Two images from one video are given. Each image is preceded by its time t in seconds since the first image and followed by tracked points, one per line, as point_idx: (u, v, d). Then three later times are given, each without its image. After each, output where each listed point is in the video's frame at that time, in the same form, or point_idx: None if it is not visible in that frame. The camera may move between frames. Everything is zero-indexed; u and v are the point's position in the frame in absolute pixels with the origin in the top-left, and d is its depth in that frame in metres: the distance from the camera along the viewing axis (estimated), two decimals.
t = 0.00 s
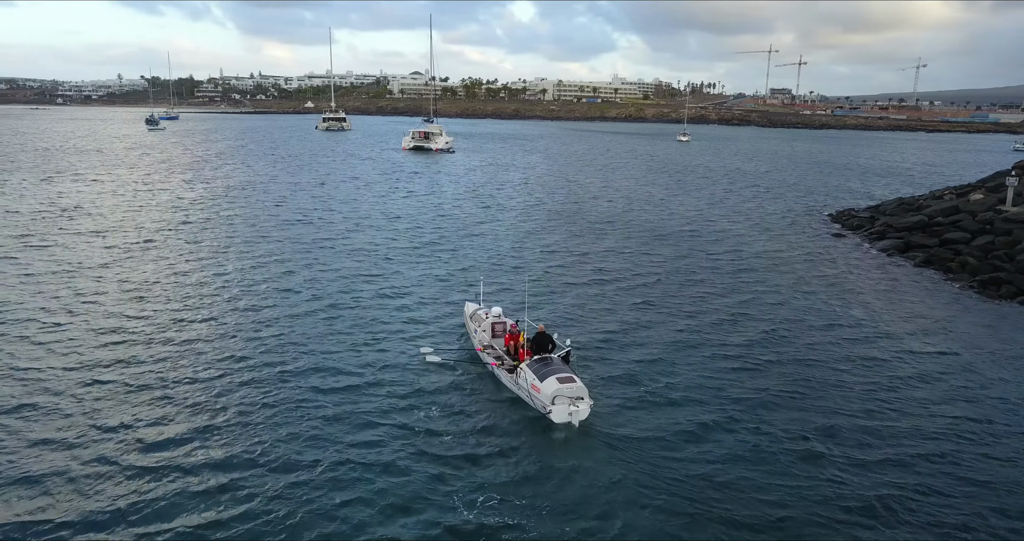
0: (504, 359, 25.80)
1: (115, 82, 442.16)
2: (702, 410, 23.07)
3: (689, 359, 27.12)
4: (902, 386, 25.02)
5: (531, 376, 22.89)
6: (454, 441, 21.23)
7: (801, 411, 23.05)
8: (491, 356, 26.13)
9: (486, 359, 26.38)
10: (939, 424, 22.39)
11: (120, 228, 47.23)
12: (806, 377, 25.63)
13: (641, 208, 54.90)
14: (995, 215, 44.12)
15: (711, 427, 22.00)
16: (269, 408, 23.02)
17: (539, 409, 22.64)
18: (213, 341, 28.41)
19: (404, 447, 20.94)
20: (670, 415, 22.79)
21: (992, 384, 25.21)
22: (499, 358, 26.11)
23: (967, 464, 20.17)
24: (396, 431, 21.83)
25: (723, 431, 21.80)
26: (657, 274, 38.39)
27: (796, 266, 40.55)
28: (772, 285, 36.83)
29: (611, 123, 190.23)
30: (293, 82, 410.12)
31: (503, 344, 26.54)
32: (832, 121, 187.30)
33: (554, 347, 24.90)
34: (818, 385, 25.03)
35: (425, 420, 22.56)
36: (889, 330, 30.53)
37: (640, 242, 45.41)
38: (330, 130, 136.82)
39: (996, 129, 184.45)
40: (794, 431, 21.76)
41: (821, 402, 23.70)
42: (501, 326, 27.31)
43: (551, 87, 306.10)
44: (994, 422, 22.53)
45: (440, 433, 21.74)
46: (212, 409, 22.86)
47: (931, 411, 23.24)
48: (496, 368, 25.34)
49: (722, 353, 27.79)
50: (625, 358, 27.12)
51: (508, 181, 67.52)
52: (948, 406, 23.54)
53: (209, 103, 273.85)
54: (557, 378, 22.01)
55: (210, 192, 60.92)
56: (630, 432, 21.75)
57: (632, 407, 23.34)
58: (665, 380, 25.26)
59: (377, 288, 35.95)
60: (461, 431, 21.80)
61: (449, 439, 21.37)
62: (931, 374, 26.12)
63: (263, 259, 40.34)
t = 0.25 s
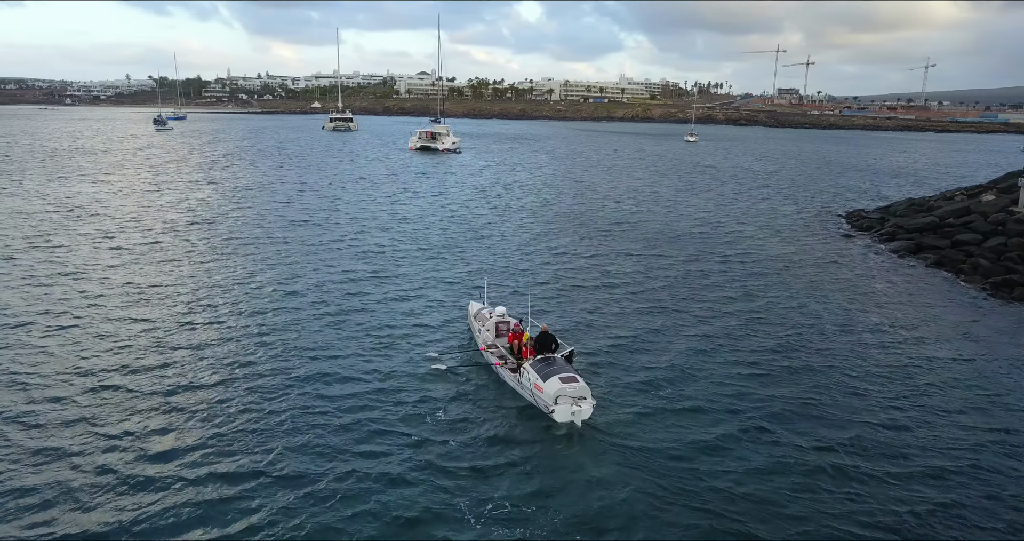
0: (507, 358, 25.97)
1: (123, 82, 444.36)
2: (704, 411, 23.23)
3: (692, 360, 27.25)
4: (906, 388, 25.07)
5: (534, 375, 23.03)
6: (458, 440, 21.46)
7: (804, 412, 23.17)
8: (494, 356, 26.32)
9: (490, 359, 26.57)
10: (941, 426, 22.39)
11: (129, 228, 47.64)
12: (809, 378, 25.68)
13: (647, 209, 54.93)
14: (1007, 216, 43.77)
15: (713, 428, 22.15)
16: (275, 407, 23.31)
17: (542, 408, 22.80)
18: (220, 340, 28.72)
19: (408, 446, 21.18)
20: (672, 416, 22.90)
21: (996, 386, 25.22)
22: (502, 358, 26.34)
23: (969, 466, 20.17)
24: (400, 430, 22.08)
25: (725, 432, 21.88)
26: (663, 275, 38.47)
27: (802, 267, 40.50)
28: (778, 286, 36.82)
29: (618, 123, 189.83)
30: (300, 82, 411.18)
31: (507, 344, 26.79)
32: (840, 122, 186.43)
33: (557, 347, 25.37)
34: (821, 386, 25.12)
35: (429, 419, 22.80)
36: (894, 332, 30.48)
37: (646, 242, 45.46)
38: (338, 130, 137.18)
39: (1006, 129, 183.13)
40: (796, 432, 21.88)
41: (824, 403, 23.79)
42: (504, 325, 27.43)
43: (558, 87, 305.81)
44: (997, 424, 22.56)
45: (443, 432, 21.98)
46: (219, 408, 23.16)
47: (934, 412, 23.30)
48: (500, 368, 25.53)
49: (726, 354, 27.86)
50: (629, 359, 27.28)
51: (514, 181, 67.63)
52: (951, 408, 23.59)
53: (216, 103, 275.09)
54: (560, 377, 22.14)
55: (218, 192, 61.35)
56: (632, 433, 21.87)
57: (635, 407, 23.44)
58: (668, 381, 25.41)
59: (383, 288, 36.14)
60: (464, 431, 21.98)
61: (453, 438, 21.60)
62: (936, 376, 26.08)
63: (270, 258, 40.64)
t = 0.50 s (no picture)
0: (512, 358, 26.26)
1: (133, 82, 446.84)
2: (707, 411, 23.47)
3: (696, 360, 27.45)
4: (909, 389, 25.18)
5: (538, 375, 23.39)
6: (462, 439, 21.80)
7: (805, 413, 23.38)
8: (499, 356, 26.65)
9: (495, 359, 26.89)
10: (942, 429, 22.53)
11: (139, 227, 48.12)
12: (812, 379, 25.83)
13: (654, 209, 55.00)
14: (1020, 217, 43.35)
15: (715, 429, 22.40)
16: (283, 407, 23.73)
17: (545, 407, 23.14)
18: (229, 339, 29.15)
19: (414, 446, 21.54)
20: (675, 417, 23.14)
21: (1000, 389, 25.29)
22: (507, 357, 26.65)
23: (968, 469, 20.35)
24: (406, 430, 22.46)
25: (727, 433, 22.11)
26: (669, 275, 38.57)
27: (809, 267, 40.52)
28: (783, 286, 36.89)
29: (626, 123, 189.32)
30: (308, 82, 412.26)
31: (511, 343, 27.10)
32: (850, 121, 185.36)
33: (561, 347, 25.28)
34: (823, 387, 25.28)
35: (434, 419, 23.15)
36: (899, 334, 30.54)
37: (652, 242, 45.55)
38: (345, 129, 137.52)
39: (1018, 129, 181.52)
40: (798, 434, 22.09)
41: (826, 405, 23.96)
42: (509, 325, 27.92)
43: (566, 87, 305.38)
44: (999, 428, 22.68)
45: (448, 431, 22.32)
46: (229, 407, 23.58)
47: (936, 415, 23.44)
48: (504, 367, 25.88)
49: (730, 355, 28.02)
50: (633, 360, 27.51)
51: (521, 180, 67.79)
52: (954, 411, 23.70)
53: (225, 102, 276.42)
54: (564, 377, 22.50)
55: (227, 192, 61.82)
56: (635, 433, 22.12)
57: (638, 407, 23.69)
58: (672, 381, 25.64)
59: (390, 288, 36.44)
60: (468, 432, 22.30)
61: (458, 437, 21.93)
62: (939, 378, 26.19)
63: (278, 258, 41.04)
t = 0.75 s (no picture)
0: (517, 358, 26.53)
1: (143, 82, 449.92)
2: (711, 412, 23.63)
3: (702, 361, 27.58)
4: (914, 392, 25.22)
5: (543, 375, 23.60)
6: (468, 438, 22.05)
7: (809, 414, 23.49)
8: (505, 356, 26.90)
9: (501, 358, 27.14)
10: (946, 432, 22.57)
11: (150, 227, 48.65)
12: (817, 380, 25.91)
13: (661, 209, 55.05)
14: None
15: (719, 429, 22.54)
16: (292, 406, 24.05)
17: (550, 406, 23.35)
18: (239, 339, 29.52)
19: (420, 445, 21.81)
20: (679, 417, 23.29)
21: (1007, 392, 25.26)
22: (512, 357, 26.91)
23: (971, 472, 20.38)
24: (412, 429, 22.72)
25: (731, 433, 22.25)
26: (676, 276, 38.65)
27: (816, 268, 40.48)
28: (791, 287, 36.87)
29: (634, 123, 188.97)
30: (316, 82, 413.75)
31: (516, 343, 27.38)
32: (859, 121, 184.35)
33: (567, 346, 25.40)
34: (828, 389, 25.36)
35: (440, 418, 23.41)
36: (908, 336, 30.46)
37: (660, 242, 45.62)
38: (354, 129, 138.01)
39: None
40: (801, 435, 22.21)
41: (831, 406, 24.04)
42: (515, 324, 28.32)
43: (574, 87, 305.11)
44: (1003, 430, 22.71)
45: (454, 430, 22.58)
46: (238, 406, 23.92)
47: (940, 417, 23.49)
48: (510, 367, 26.14)
49: (735, 356, 28.11)
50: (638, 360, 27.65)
51: (529, 181, 67.93)
52: (959, 414, 23.74)
53: (234, 103, 278.20)
54: (569, 377, 22.70)
55: (237, 192, 62.37)
56: (639, 432, 22.28)
57: (642, 408, 23.84)
58: (677, 382, 25.78)
59: (398, 288, 36.71)
60: (473, 431, 22.54)
61: (463, 436, 22.18)
62: (946, 381, 26.17)
63: (287, 258, 41.42)
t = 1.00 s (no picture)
0: (522, 357, 26.42)
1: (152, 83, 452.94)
2: (717, 413, 23.49)
3: (708, 362, 27.47)
4: (923, 394, 25.04)
5: (548, 373, 23.49)
6: (473, 435, 21.98)
7: (816, 416, 23.35)
8: (510, 354, 26.79)
9: (505, 357, 27.00)
10: (954, 434, 22.34)
11: (158, 227, 48.81)
12: (824, 382, 25.73)
13: (668, 210, 54.86)
14: None
15: (725, 429, 22.43)
16: (297, 401, 24.01)
17: (555, 404, 23.23)
18: (245, 336, 29.55)
19: (425, 441, 21.74)
20: (684, 418, 23.15)
21: (1018, 396, 25.00)
22: (517, 355, 26.81)
23: (980, 474, 20.14)
24: (417, 425, 22.67)
25: (737, 434, 22.15)
26: (683, 277, 38.49)
27: (825, 269, 40.19)
28: (799, 288, 36.64)
29: (642, 124, 188.57)
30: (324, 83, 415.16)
31: (520, 341, 27.27)
32: (869, 122, 183.28)
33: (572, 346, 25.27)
34: (836, 390, 25.20)
35: (445, 415, 23.33)
36: (916, 338, 30.21)
37: (667, 243, 45.44)
38: (361, 130, 138.49)
39: None
40: (808, 436, 22.10)
41: (839, 408, 23.89)
42: (518, 322, 28.17)
43: (581, 87, 304.78)
44: (1014, 433, 22.49)
45: (459, 427, 22.49)
46: (243, 400, 23.92)
47: (949, 419, 23.30)
48: (514, 365, 26.07)
49: (742, 357, 27.95)
50: (644, 361, 27.57)
51: (536, 182, 67.85)
52: (969, 416, 23.55)
53: (242, 103, 279.75)
54: (574, 375, 22.57)
55: (245, 192, 62.64)
56: (644, 433, 22.18)
57: (648, 408, 23.71)
58: (682, 383, 25.68)
59: (404, 287, 36.70)
60: (477, 428, 22.46)
61: (468, 433, 22.11)
62: (955, 383, 25.91)
63: (293, 257, 41.45)
